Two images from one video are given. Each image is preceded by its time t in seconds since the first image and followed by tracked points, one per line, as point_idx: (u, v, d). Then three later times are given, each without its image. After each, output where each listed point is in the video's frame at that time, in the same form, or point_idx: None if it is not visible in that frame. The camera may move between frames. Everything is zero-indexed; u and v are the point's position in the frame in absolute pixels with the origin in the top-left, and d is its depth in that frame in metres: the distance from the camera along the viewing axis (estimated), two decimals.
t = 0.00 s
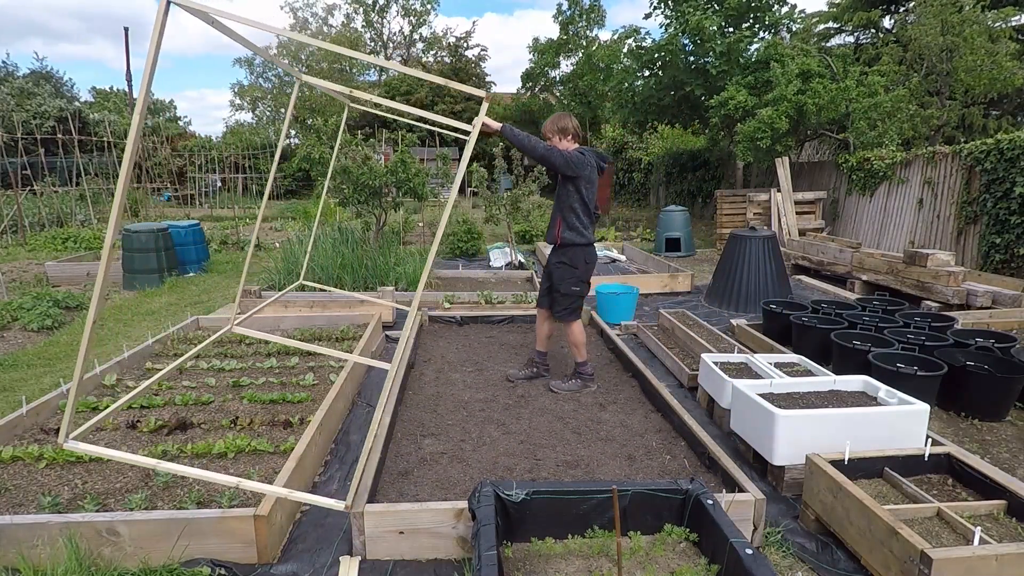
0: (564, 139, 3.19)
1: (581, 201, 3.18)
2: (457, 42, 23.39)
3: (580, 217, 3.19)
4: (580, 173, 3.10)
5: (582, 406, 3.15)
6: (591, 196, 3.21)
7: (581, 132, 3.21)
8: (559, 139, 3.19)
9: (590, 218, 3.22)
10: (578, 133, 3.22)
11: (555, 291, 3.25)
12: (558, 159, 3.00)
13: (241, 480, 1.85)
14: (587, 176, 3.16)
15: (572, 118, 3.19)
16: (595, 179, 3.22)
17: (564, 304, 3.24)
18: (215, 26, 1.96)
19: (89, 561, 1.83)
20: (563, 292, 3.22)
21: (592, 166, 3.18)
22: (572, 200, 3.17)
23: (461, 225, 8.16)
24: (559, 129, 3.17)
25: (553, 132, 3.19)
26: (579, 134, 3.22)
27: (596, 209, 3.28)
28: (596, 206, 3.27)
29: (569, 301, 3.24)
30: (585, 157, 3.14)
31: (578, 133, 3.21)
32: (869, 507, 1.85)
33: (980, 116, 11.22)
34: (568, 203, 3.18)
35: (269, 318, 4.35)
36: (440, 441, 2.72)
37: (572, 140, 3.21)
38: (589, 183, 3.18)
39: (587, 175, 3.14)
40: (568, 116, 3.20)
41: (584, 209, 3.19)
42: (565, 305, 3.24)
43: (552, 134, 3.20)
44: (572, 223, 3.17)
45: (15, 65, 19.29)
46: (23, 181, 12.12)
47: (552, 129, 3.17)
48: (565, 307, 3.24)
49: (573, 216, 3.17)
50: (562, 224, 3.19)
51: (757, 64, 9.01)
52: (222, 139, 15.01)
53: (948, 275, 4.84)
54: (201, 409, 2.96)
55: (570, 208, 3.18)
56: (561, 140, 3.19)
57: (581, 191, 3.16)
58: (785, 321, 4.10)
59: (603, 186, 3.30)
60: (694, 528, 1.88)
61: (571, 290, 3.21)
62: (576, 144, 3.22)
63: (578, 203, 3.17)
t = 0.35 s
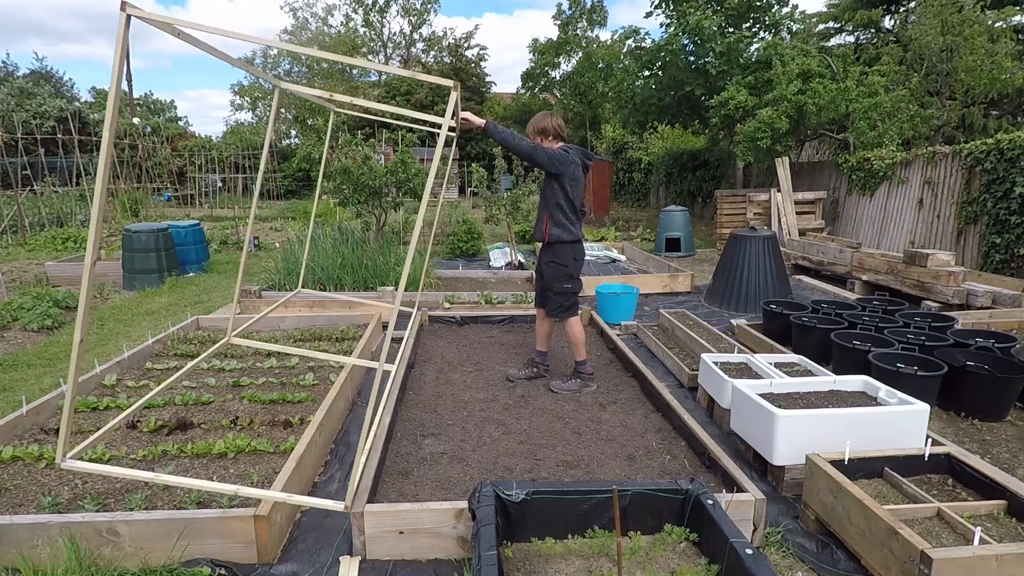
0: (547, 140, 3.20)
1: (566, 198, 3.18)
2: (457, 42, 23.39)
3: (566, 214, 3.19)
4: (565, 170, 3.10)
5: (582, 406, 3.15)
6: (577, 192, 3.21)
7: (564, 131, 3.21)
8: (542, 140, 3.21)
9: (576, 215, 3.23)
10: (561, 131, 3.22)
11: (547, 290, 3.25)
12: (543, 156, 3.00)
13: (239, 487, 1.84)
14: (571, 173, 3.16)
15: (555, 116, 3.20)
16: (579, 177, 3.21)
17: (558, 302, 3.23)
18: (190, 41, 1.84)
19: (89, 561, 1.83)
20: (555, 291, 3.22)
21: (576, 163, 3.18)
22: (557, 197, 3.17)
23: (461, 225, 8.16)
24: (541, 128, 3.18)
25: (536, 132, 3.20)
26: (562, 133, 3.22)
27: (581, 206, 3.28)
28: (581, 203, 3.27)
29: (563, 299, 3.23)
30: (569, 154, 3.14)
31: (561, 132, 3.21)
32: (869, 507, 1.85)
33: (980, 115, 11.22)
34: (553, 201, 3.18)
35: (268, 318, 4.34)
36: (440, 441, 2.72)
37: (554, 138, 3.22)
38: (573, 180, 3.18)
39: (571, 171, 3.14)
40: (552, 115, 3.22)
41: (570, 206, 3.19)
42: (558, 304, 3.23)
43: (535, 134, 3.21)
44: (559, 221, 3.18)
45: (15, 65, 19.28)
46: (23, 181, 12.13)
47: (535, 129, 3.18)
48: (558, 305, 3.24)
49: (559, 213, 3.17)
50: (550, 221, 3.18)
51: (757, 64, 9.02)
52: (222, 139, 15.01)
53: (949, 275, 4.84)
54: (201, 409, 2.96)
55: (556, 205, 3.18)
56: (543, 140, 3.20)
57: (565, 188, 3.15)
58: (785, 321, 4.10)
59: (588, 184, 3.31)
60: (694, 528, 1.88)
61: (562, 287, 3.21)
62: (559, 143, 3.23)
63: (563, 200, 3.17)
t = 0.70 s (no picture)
0: (535, 140, 3.20)
1: (557, 195, 3.17)
2: (457, 42, 23.40)
3: (558, 212, 3.18)
4: (553, 168, 3.11)
5: (582, 406, 3.15)
6: (569, 189, 3.21)
7: (552, 130, 3.20)
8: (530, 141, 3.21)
9: (569, 212, 3.23)
10: (550, 130, 3.21)
11: (544, 289, 3.25)
12: (529, 154, 3.02)
13: (238, 493, 1.85)
14: (559, 171, 3.15)
15: (543, 116, 3.21)
16: (569, 174, 3.20)
17: (556, 301, 3.23)
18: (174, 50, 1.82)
19: (89, 561, 1.83)
20: (552, 290, 3.22)
21: (564, 161, 3.17)
22: (547, 195, 3.16)
23: (461, 225, 8.17)
24: (528, 129, 3.17)
25: (524, 133, 3.21)
26: (550, 132, 3.21)
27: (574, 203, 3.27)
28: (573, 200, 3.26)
29: (561, 298, 3.23)
30: (556, 153, 3.14)
31: (549, 131, 3.20)
32: (869, 507, 1.85)
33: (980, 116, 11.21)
34: (543, 199, 3.18)
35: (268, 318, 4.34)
36: (440, 441, 2.72)
37: (543, 138, 3.22)
38: (563, 178, 3.17)
39: (560, 169, 3.14)
40: (539, 115, 3.22)
41: (561, 204, 3.19)
42: (556, 303, 3.23)
43: (523, 134, 3.21)
44: (552, 218, 3.18)
45: (15, 65, 19.26)
46: (23, 181, 12.13)
47: (522, 129, 3.19)
48: (556, 305, 3.23)
49: (551, 211, 3.17)
50: (542, 219, 3.19)
51: (757, 64, 9.01)
52: (222, 139, 15.00)
53: (948, 275, 4.84)
54: (201, 409, 2.96)
55: (547, 204, 3.18)
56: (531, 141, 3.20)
57: (555, 187, 3.15)
58: (785, 321, 4.09)
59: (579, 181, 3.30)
60: (694, 528, 1.88)
61: (558, 286, 3.21)
62: (548, 142, 3.23)
63: (555, 198, 3.17)
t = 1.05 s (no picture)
0: (527, 140, 3.21)
1: (550, 194, 3.17)
2: (457, 42, 23.40)
3: (550, 211, 3.19)
4: (544, 165, 3.11)
5: (582, 406, 3.15)
6: (561, 187, 3.21)
7: (544, 130, 3.21)
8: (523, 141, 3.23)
9: (563, 210, 3.22)
10: (541, 130, 3.22)
11: (541, 289, 3.25)
12: (518, 152, 3.03)
13: (237, 496, 1.85)
14: (551, 170, 3.15)
15: (534, 116, 3.22)
16: (561, 172, 3.20)
17: (553, 300, 3.23)
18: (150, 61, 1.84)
19: (89, 561, 1.83)
20: (549, 290, 3.21)
21: (555, 160, 3.17)
22: (540, 194, 3.17)
23: (461, 225, 8.17)
24: (520, 129, 3.19)
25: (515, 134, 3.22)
26: (542, 132, 3.22)
27: (567, 200, 3.26)
28: (567, 198, 3.26)
29: (558, 298, 3.22)
30: (547, 152, 3.14)
31: (541, 131, 3.21)
32: (869, 507, 1.85)
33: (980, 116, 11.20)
34: (536, 199, 3.19)
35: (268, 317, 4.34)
36: (440, 441, 2.72)
37: (535, 138, 3.22)
38: (555, 177, 3.17)
39: (551, 166, 3.15)
40: (531, 116, 3.24)
41: (553, 202, 3.19)
42: (554, 302, 3.23)
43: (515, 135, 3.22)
44: (546, 216, 3.18)
45: (15, 65, 19.21)
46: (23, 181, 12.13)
47: (514, 130, 3.21)
48: (554, 304, 3.23)
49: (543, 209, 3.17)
50: (536, 218, 3.19)
51: (757, 64, 9.00)
52: (222, 139, 15.00)
53: (948, 275, 4.84)
54: (202, 409, 2.96)
55: (540, 202, 3.19)
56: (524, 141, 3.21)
57: (546, 185, 3.15)
58: (785, 321, 4.09)
59: (572, 180, 3.31)
60: (694, 528, 1.88)
61: (554, 285, 3.20)
62: (540, 142, 3.24)
63: (547, 195, 3.17)
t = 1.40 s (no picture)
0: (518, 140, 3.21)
1: (542, 193, 3.18)
2: (456, 42, 23.41)
3: (543, 209, 3.19)
4: (534, 164, 3.12)
5: (582, 406, 3.15)
6: (553, 185, 3.21)
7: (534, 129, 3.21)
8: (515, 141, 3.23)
9: (556, 207, 3.22)
10: (532, 129, 3.22)
11: (538, 288, 3.25)
12: (507, 149, 3.03)
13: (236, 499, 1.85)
14: (541, 168, 3.15)
15: (524, 117, 3.23)
16: (552, 171, 3.20)
17: (550, 300, 3.23)
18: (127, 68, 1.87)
19: (89, 561, 1.83)
20: (546, 289, 3.21)
21: (545, 158, 3.18)
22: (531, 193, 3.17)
23: (461, 225, 8.17)
24: (511, 129, 3.20)
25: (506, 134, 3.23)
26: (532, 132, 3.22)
27: (560, 198, 3.26)
28: (560, 196, 3.25)
29: (554, 297, 3.22)
30: (537, 151, 3.14)
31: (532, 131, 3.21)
32: (869, 507, 1.85)
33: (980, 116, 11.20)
34: (528, 197, 3.19)
35: (268, 317, 4.34)
36: (440, 441, 2.72)
37: (526, 138, 3.23)
38: (546, 175, 3.17)
39: (542, 165, 3.15)
40: (521, 116, 3.25)
41: (546, 200, 3.19)
42: (551, 301, 3.23)
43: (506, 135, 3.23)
44: (539, 215, 3.18)
45: (16, 65, 19.22)
46: (23, 181, 12.13)
47: (504, 131, 3.22)
48: (551, 304, 3.23)
49: (536, 208, 3.17)
50: (529, 216, 3.20)
51: (756, 64, 9.00)
52: (223, 139, 15.00)
53: (949, 275, 4.84)
54: (202, 409, 2.95)
55: (533, 201, 3.19)
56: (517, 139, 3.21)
57: (537, 183, 3.15)
58: (786, 321, 4.09)
59: (564, 178, 3.30)
60: (694, 528, 1.88)
61: (550, 284, 3.20)
62: (531, 141, 3.24)
63: (539, 193, 3.17)
